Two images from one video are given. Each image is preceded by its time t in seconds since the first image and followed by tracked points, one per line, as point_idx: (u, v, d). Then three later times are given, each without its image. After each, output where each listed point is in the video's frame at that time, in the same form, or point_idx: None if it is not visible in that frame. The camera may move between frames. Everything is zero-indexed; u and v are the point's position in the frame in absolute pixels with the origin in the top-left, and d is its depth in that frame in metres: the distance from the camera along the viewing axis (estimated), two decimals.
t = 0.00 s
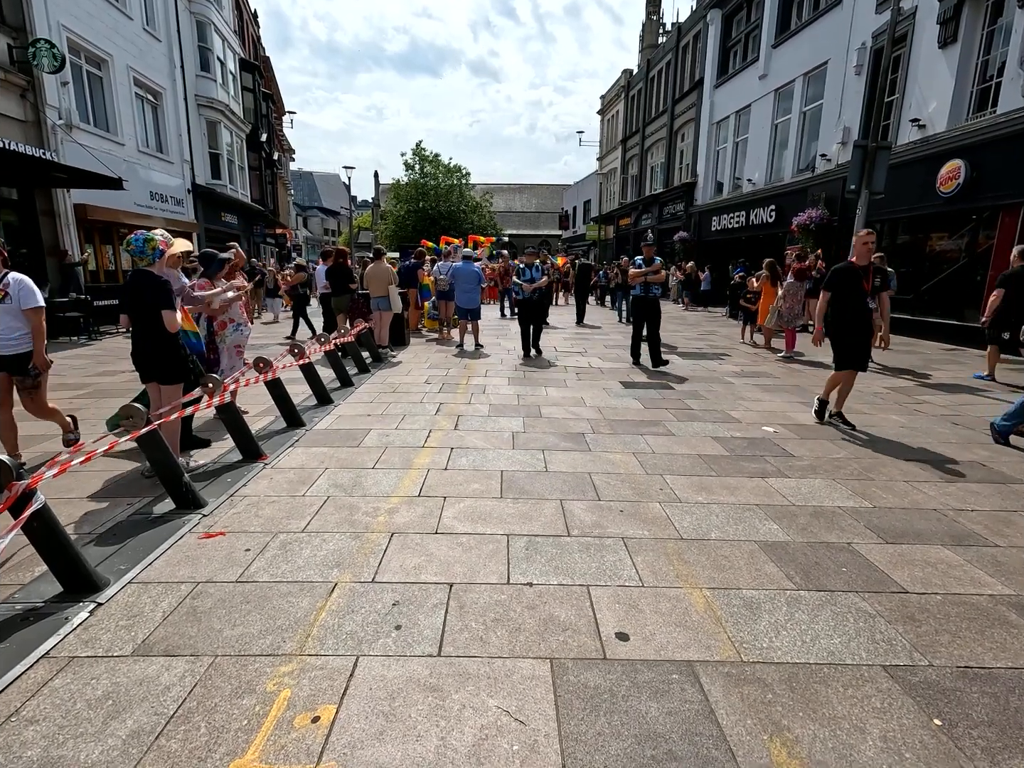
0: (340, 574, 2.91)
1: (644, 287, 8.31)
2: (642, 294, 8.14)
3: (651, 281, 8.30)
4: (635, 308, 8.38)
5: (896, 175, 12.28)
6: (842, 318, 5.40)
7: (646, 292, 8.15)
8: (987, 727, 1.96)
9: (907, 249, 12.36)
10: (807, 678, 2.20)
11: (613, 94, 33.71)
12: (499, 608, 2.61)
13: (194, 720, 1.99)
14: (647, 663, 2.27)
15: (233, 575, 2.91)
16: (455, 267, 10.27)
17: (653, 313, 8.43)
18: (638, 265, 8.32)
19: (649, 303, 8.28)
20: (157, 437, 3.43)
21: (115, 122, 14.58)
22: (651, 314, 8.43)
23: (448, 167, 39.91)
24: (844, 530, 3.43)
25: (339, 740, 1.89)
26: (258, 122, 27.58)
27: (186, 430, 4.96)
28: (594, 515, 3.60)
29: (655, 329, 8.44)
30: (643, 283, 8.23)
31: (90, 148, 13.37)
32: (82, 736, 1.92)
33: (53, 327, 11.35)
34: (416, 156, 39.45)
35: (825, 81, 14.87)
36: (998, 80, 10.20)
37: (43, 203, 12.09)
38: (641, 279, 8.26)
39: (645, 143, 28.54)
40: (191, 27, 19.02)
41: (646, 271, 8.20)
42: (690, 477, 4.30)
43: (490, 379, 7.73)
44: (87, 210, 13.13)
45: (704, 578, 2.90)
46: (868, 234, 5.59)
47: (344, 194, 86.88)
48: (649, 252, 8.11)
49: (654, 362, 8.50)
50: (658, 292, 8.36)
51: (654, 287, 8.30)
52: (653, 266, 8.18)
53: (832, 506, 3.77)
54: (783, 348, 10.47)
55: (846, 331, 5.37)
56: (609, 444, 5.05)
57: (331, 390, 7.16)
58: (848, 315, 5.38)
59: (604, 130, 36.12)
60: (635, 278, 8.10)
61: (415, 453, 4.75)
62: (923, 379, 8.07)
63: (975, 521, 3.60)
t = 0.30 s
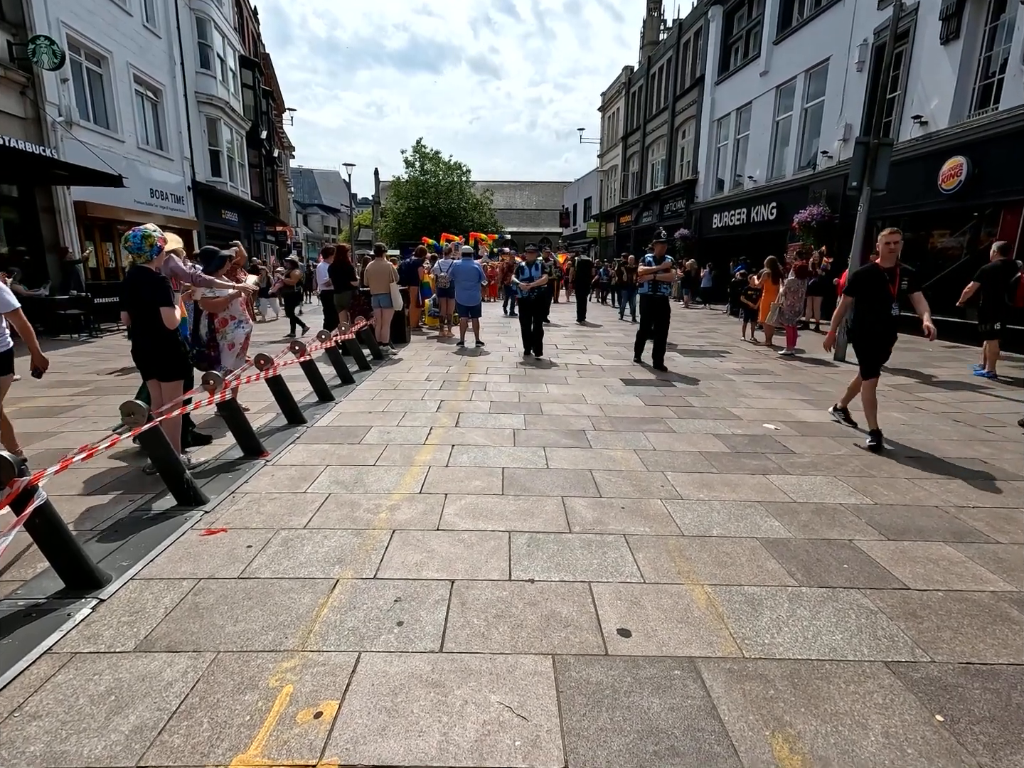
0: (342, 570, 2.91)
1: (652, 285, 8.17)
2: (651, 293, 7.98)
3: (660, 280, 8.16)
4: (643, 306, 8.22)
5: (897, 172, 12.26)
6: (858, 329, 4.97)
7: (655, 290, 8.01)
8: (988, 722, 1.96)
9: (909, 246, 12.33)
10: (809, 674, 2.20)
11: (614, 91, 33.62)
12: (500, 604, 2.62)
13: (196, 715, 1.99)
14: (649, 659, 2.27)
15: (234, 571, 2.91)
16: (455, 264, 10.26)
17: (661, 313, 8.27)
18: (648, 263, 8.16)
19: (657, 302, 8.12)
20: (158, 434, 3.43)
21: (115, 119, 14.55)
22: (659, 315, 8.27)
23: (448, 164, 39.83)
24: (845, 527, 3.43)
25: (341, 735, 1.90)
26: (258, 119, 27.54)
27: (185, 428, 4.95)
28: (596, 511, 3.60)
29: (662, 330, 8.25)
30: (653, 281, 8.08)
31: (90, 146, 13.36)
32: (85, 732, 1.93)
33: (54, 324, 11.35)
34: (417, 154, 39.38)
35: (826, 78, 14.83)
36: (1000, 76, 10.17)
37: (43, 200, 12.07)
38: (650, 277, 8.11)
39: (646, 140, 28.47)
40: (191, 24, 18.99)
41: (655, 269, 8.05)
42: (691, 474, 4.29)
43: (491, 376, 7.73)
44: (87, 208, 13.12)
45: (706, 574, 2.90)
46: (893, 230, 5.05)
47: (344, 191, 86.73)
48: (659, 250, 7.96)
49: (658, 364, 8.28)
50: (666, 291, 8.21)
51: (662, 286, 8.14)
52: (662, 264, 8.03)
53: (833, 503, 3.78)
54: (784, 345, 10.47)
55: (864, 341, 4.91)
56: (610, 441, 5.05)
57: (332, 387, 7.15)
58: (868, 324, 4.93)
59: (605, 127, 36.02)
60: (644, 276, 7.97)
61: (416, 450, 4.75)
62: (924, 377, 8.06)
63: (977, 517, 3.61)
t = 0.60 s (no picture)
0: (343, 567, 2.92)
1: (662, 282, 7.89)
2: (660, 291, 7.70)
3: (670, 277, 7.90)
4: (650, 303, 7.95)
5: (900, 170, 12.23)
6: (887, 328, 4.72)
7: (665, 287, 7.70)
8: (990, 720, 1.95)
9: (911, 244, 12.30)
10: (810, 671, 2.19)
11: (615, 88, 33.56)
12: (501, 601, 2.61)
13: (197, 711, 1.99)
14: (649, 656, 2.27)
15: (235, 568, 2.91)
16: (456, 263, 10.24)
17: (669, 311, 8.02)
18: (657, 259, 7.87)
19: (666, 299, 7.87)
20: (159, 431, 3.43)
21: (116, 117, 14.56)
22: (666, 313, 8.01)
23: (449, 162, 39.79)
24: (846, 524, 3.43)
25: (342, 731, 1.90)
26: (259, 117, 27.53)
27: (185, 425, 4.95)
28: (597, 509, 3.60)
29: (668, 328, 8.04)
30: (663, 278, 7.78)
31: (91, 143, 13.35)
32: (86, 727, 1.93)
33: (56, 323, 11.39)
34: (418, 152, 39.34)
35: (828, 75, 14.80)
36: (1003, 73, 10.13)
37: (44, 198, 12.07)
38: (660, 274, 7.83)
39: (648, 137, 28.42)
40: (192, 21, 18.97)
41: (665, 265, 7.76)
42: (692, 472, 4.29)
43: (492, 375, 7.72)
44: (89, 206, 13.14)
45: (706, 572, 2.90)
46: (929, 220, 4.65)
47: (345, 189, 86.58)
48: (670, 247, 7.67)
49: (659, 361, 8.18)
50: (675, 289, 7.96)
51: (673, 283, 7.82)
52: (672, 260, 7.72)
53: (834, 501, 3.77)
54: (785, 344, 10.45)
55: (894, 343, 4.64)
56: (612, 439, 5.05)
57: (333, 385, 7.15)
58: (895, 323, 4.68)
59: (607, 125, 35.95)
60: (653, 272, 7.73)
61: (417, 448, 4.75)
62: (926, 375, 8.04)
63: (979, 515, 3.60)
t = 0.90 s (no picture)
0: (344, 564, 2.92)
1: (669, 283, 7.68)
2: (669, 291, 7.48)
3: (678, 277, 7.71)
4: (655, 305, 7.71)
5: (901, 167, 12.20)
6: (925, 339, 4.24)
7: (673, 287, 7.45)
8: (990, 716, 1.96)
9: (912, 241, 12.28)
10: (810, 668, 2.20)
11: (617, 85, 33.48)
12: (502, 598, 2.62)
13: (199, 707, 2.00)
14: (649, 653, 2.27)
15: (237, 565, 2.92)
16: (457, 260, 10.23)
17: (672, 312, 7.82)
18: (663, 257, 7.68)
19: (672, 301, 7.65)
20: (160, 428, 3.44)
21: (117, 114, 14.55)
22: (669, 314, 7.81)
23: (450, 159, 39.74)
24: (847, 522, 3.43)
25: (343, 727, 1.90)
26: (260, 114, 27.51)
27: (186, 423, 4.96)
28: (597, 506, 3.61)
29: (668, 329, 7.85)
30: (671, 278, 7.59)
31: (92, 141, 13.35)
32: (88, 723, 1.94)
33: (57, 320, 11.40)
34: (419, 149, 39.29)
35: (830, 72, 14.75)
36: (1007, 69, 10.09)
37: (45, 195, 12.07)
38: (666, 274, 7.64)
39: (649, 134, 28.36)
40: (192, 17, 18.92)
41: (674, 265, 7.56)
42: (693, 469, 4.29)
43: (493, 372, 7.72)
44: (90, 203, 13.15)
45: (707, 569, 2.90)
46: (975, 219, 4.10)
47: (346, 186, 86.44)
48: (678, 246, 7.49)
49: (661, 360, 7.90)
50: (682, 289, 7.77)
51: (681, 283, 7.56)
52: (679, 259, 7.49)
53: (835, 498, 3.77)
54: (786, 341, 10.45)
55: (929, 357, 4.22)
56: (613, 437, 5.04)
57: (334, 382, 7.16)
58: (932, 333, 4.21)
59: (608, 122, 35.87)
60: (660, 273, 7.54)
61: (418, 445, 4.76)
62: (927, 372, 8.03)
63: (979, 513, 3.60)
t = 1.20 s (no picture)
0: (345, 560, 2.93)
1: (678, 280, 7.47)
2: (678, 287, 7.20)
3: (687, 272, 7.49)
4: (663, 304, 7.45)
5: (906, 163, 12.14)
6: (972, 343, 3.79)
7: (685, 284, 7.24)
8: (992, 714, 1.95)
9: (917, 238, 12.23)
10: (811, 665, 2.19)
11: (619, 81, 33.35)
12: (503, 594, 2.62)
13: (200, 702, 2.01)
14: (650, 650, 2.27)
15: (238, 561, 2.93)
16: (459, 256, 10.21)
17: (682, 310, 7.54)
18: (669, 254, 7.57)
19: (682, 298, 7.38)
20: (161, 424, 3.44)
21: (119, 110, 14.55)
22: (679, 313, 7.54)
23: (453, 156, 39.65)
24: (849, 519, 3.42)
25: (343, 722, 1.91)
26: (262, 111, 27.49)
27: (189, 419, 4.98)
28: (599, 503, 3.61)
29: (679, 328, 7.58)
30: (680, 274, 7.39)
31: (94, 137, 13.35)
32: (90, 717, 1.94)
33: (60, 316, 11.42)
34: (421, 146, 39.18)
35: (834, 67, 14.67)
36: (1013, 64, 10.02)
37: (48, 191, 12.09)
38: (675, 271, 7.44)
39: (652, 130, 28.26)
40: (194, 13, 18.89)
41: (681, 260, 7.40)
42: (695, 466, 4.28)
43: (495, 369, 7.72)
44: (92, 200, 13.15)
45: (708, 565, 2.90)
46: None
47: (349, 182, 86.36)
48: (683, 240, 7.40)
49: (670, 365, 7.54)
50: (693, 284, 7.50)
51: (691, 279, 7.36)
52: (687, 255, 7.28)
53: (838, 495, 3.76)
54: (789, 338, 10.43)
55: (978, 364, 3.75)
56: (614, 433, 5.04)
57: (336, 379, 7.17)
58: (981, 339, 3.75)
59: (611, 118, 35.76)
60: (671, 269, 7.32)
61: (420, 441, 4.76)
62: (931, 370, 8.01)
63: (981, 510, 3.59)
